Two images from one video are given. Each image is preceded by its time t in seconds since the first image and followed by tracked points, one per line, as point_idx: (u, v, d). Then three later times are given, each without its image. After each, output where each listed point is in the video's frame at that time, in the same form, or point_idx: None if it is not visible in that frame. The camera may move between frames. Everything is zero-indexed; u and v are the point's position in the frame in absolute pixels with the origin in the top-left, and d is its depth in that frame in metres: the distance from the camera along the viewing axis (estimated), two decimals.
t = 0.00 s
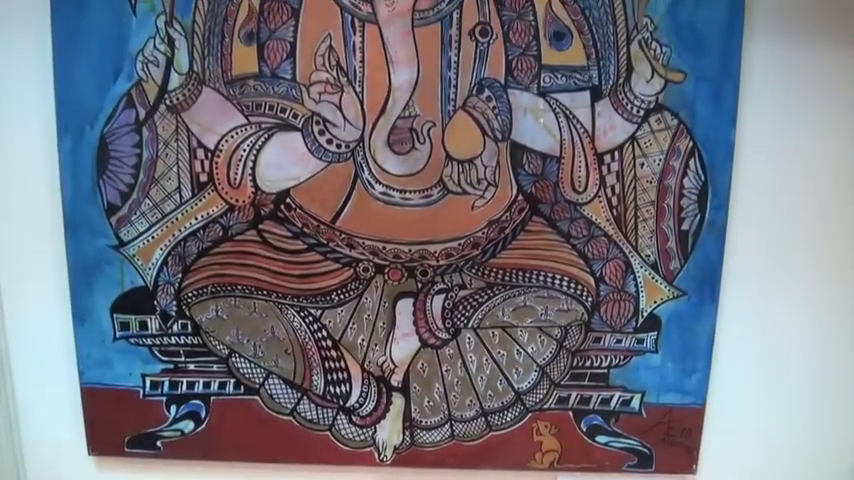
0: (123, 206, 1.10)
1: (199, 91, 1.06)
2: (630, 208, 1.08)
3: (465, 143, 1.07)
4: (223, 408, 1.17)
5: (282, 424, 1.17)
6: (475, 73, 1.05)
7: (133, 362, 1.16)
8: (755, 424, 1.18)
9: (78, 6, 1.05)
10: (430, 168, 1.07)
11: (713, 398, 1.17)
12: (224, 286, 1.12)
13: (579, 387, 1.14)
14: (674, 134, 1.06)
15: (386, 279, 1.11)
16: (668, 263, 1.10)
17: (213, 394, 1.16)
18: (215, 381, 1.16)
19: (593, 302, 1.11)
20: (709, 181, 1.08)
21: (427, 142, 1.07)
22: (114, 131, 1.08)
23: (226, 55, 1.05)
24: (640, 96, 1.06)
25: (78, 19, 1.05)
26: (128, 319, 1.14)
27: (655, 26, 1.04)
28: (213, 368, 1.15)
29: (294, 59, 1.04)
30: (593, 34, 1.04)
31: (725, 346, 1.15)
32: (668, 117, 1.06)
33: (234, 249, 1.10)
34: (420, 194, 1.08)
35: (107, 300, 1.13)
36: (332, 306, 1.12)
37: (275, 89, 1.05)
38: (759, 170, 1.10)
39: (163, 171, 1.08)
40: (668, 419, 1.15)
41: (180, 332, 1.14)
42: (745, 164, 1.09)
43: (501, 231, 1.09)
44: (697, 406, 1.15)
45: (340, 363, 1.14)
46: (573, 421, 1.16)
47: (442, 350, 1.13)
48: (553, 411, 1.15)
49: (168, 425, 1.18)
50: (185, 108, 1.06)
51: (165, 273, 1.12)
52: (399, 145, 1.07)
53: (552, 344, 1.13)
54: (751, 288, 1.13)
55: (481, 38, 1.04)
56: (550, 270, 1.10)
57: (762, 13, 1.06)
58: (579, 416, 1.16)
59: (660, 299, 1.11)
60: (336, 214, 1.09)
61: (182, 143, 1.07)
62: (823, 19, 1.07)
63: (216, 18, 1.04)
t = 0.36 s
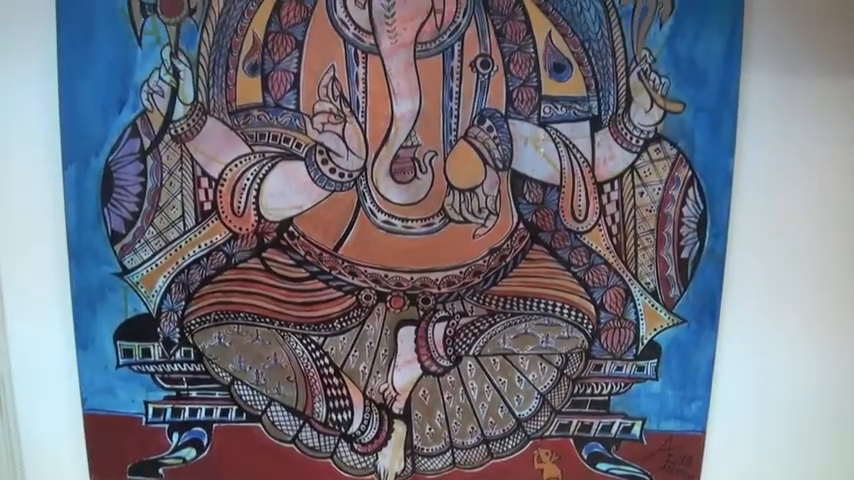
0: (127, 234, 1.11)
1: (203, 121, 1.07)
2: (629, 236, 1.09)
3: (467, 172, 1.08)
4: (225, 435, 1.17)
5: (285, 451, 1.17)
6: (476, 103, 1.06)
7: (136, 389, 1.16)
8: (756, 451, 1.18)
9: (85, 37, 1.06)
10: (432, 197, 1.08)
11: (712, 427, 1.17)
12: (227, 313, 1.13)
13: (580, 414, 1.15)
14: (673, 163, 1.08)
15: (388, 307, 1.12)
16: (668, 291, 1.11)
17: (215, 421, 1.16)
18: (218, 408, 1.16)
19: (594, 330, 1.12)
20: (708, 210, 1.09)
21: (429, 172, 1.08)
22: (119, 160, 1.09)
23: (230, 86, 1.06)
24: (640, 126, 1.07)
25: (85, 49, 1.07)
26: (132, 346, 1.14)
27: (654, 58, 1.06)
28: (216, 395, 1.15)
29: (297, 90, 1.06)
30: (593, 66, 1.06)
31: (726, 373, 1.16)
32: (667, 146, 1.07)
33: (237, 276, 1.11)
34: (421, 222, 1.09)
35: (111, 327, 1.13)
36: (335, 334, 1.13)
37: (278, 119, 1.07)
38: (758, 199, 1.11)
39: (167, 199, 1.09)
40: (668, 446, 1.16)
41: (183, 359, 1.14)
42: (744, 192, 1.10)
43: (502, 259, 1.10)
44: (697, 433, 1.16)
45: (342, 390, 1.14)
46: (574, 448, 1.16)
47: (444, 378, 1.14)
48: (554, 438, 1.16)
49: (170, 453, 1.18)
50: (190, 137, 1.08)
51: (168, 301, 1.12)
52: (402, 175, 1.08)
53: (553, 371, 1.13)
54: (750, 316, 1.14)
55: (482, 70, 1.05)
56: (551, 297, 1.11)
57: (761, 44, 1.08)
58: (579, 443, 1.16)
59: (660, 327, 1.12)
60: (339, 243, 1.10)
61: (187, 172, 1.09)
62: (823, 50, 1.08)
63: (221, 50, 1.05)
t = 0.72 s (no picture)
0: (132, 265, 1.12)
1: (208, 153, 1.09)
2: (629, 267, 1.10)
3: (468, 203, 1.09)
4: (229, 463, 1.17)
5: None
6: (477, 136, 1.08)
7: (140, 419, 1.16)
8: None
9: (92, 71, 1.08)
10: (433, 228, 1.10)
11: (713, 457, 1.17)
12: (231, 343, 1.13)
13: (581, 444, 1.15)
14: (672, 195, 1.09)
15: (391, 337, 1.13)
16: (668, 320, 1.12)
17: (219, 451, 1.16)
18: (221, 437, 1.16)
19: (595, 359, 1.13)
20: (707, 240, 1.10)
21: (430, 203, 1.09)
22: (125, 193, 1.10)
23: (235, 119, 1.08)
24: (639, 158, 1.08)
25: (92, 83, 1.08)
26: (136, 376, 1.15)
27: (652, 91, 1.07)
28: (219, 424, 1.16)
29: (301, 123, 1.08)
30: (592, 99, 1.07)
31: (726, 403, 1.16)
32: (666, 178, 1.09)
33: (242, 306, 1.12)
34: (424, 253, 1.11)
35: (115, 357, 1.14)
36: (338, 364, 1.13)
37: (282, 152, 1.08)
38: (757, 229, 1.12)
39: (173, 230, 1.11)
40: (669, 475, 1.16)
41: (187, 388, 1.15)
42: (742, 223, 1.12)
43: (503, 289, 1.11)
44: (698, 462, 1.16)
45: (345, 420, 1.15)
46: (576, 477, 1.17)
47: (446, 407, 1.14)
48: (556, 467, 1.16)
49: None
50: (195, 170, 1.09)
51: (173, 331, 1.13)
52: (404, 206, 1.09)
53: (554, 400, 1.14)
54: (750, 345, 1.15)
55: (483, 103, 1.07)
56: (552, 327, 1.12)
57: (757, 76, 1.09)
58: (581, 472, 1.16)
59: (660, 357, 1.13)
60: (342, 273, 1.11)
61: (192, 204, 1.10)
62: (819, 81, 1.10)
63: (226, 84, 1.07)
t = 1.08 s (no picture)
0: (139, 301, 1.13)
1: (214, 192, 1.11)
2: (630, 302, 1.12)
3: (470, 240, 1.11)
4: None
5: None
6: (478, 174, 1.10)
7: (145, 455, 1.16)
8: None
9: (99, 112, 1.10)
10: (436, 264, 1.11)
11: None
12: (235, 379, 1.14)
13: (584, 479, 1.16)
14: (671, 231, 1.10)
15: (394, 372, 1.14)
16: (669, 355, 1.13)
17: None
18: (226, 472, 1.16)
19: (596, 394, 1.14)
20: (707, 276, 1.11)
21: (433, 240, 1.11)
22: (131, 230, 1.12)
23: (240, 158, 1.10)
24: (639, 195, 1.10)
25: (100, 123, 1.10)
26: (142, 411, 1.15)
27: (651, 129, 1.09)
28: (224, 459, 1.16)
29: (305, 162, 1.09)
30: (592, 137, 1.09)
31: (728, 439, 1.17)
32: (666, 214, 1.10)
33: (246, 342, 1.13)
34: (426, 289, 1.12)
35: (121, 393, 1.15)
36: (341, 399, 1.14)
37: (287, 191, 1.10)
38: (756, 261, 1.13)
39: (178, 267, 1.12)
40: None
41: (192, 424, 1.15)
42: (742, 260, 1.13)
43: (505, 325, 1.12)
44: None
45: (349, 455, 1.15)
46: None
47: (449, 442, 1.15)
48: None
49: None
50: (201, 208, 1.11)
51: (178, 367, 1.14)
52: (407, 243, 1.11)
53: (557, 435, 1.15)
54: (751, 381, 1.16)
55: (484, 141, 1.09)
56: (554, 362, 1.13)
57: (755, 113, 1.11)
58: None
59: (661, 391, 1.14)
60: (346, 309, 1.12)
61: (198, 241, 1.12)
62: (816, 116, 1.11)
63: (232, 124, 1.09)
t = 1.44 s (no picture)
0: (143, 337, 1.14)
1: (218, 228, 1.11)
2: (631, 337, 1.12)
3: (472, 275, 1.11)
4: None
5: None
6: (480, 210, 1.11)
7: None
8: None
9: (104, 151, 1.11)
10: (437, 300, 1.12)
11: None
12: (238, 414, 1.14)
13: None
14: (671, 266, 1.11)
15: (396, 407, 1.14)
16: (670, 390, 1.13)
17: None
18: None
19: (598, 429, 1.14)
20: (707, 311, 1.12)
21: (435, 275, 1.12)
22: (135, 266, 1.12)
23: (244, 195, 1.11)
24: (639, 230, 1.11)
25: (106, 161, 1.11)
26: (145, 447, 1.15)
27: (650, 166, 1.10)
28: None
29: (308, 199, 1.11)
30: (592, 175, 1.10)
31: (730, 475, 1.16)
32: (665, 250, 1.11)
33: (249, 377, 1.13)
34: (428, 324, 1.12)
35: (125, 429, 1.15)
36: (344, 434, 1.14)
37: (290, 227, 1.11)
38: (756, 295, 1.14)
39: (182, 303, 1.13)
40: None
41: (195, 459, 1.15)
42: (743, 295, 1.14)
43: (507, 360, 1.12)
44: None
45: None
46: None
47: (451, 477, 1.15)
48: None
49: None
50: (205, 244, 1.12)
51: (181, 402, 1.14)
52: (409, 279, 1.12)
53: (559, 470, 1.15)
54: (753, 417, 1.16)
55: (485, 179, 1.10)
56: (556, 397, 1.13)
57: (754, 150, 1.12)
58: None
59: (663, 426, 1.14)
60: (348, 345, 1.13)
61: (201, 276, 1.12)
62: (815, 151, 1.12)
63: (236, 162, 1.10)
